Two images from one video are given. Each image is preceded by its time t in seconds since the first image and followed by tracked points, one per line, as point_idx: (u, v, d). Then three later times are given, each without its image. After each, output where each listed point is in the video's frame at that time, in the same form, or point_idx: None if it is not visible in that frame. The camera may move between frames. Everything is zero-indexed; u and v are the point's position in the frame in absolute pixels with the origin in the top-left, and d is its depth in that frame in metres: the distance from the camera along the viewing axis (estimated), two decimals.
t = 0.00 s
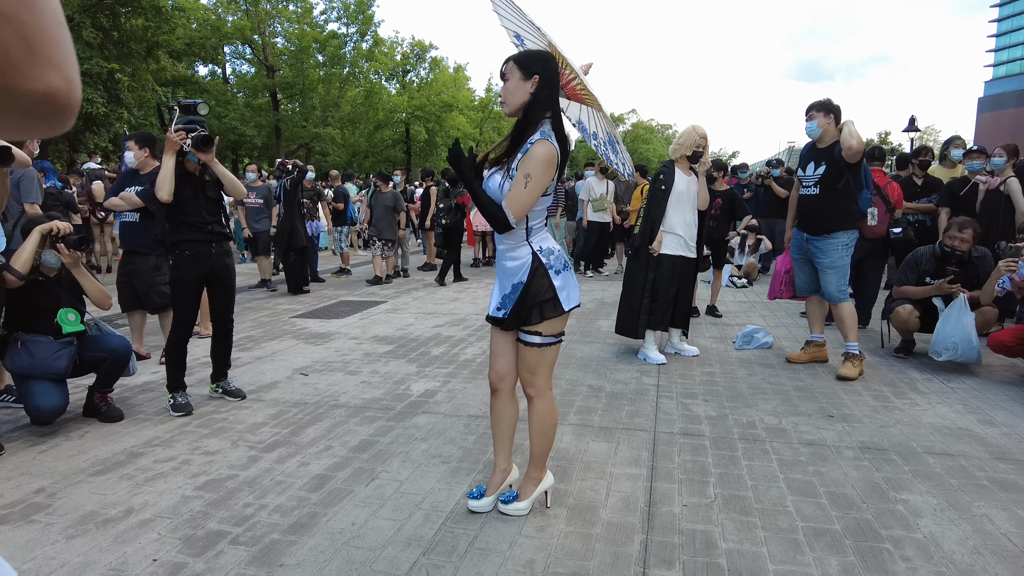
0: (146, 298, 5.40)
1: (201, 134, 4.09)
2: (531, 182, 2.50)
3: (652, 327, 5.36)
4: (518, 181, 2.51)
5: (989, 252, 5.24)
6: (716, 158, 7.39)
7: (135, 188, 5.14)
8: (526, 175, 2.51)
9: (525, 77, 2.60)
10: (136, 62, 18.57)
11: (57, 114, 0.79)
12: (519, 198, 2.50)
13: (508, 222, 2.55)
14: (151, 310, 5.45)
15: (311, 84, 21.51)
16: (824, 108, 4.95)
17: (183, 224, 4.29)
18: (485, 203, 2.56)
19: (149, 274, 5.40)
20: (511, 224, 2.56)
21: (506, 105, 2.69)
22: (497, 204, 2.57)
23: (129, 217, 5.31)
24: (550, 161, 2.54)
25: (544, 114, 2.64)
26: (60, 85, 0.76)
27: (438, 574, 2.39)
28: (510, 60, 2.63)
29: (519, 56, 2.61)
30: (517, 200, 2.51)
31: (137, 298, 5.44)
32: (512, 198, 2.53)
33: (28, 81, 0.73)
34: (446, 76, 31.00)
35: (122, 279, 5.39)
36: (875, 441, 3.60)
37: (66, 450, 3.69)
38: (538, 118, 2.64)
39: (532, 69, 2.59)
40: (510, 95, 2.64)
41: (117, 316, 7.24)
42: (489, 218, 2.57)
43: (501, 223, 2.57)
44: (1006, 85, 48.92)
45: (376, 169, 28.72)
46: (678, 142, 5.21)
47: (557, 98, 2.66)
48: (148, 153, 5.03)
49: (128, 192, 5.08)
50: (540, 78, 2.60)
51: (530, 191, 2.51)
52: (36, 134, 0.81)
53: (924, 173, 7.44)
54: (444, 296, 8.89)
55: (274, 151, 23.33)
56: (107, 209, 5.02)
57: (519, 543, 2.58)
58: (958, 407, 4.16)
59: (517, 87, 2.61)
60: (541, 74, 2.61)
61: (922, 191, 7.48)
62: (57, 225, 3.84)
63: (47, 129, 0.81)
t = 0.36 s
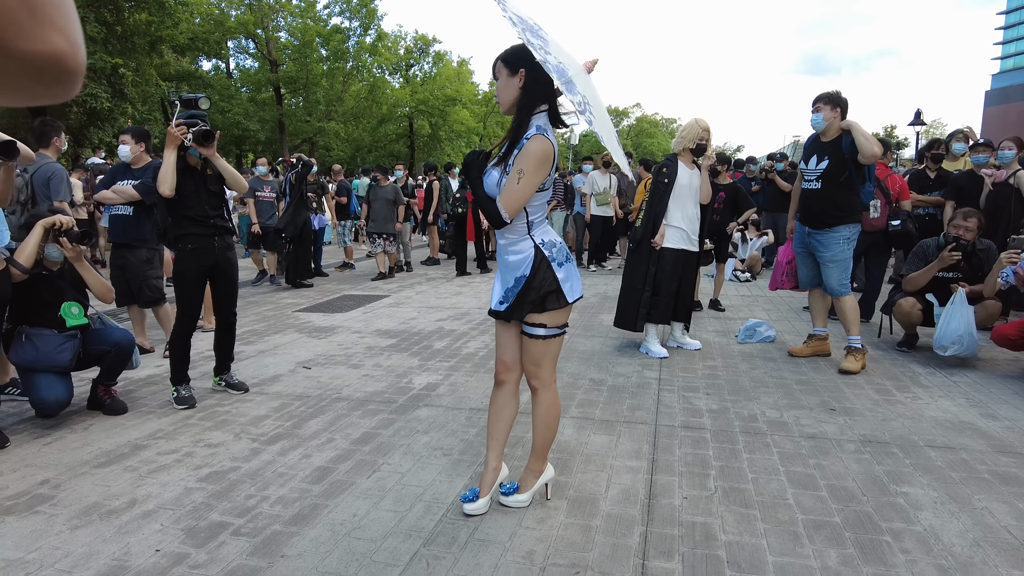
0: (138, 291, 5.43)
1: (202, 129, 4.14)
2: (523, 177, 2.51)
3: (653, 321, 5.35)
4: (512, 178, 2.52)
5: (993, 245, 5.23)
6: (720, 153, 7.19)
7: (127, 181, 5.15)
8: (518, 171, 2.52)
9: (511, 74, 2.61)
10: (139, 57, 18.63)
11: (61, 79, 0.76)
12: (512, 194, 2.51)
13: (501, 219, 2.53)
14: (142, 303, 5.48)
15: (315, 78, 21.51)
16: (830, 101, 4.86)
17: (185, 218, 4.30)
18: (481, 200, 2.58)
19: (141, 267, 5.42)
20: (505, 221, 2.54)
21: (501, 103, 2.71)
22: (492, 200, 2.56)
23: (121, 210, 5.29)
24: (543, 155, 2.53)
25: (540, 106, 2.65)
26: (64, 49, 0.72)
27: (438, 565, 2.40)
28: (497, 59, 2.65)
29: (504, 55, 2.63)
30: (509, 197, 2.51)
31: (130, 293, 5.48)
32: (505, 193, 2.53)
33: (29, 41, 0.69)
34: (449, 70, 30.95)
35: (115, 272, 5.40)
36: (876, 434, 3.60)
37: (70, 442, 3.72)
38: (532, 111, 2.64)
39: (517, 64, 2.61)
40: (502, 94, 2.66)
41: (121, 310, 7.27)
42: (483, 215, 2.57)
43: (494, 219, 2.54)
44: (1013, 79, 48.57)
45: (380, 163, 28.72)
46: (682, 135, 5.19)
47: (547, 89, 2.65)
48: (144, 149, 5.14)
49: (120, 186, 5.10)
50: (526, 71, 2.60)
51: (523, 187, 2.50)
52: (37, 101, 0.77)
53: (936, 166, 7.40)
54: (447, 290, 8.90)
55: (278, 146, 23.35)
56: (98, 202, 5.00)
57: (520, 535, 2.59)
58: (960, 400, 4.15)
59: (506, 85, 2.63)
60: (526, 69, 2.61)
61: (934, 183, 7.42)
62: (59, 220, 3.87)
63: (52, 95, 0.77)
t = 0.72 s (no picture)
0: (131, 284, 5.40)
1: (202, 125, 4.10)
2: (528, 173, 2.52)
3: (654, 316, 5.35)
4: (516, 173, 2.52)
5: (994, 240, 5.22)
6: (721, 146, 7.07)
7: (121, 176, 5.21)
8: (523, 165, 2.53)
9: (505, 73, 2.61)
10: (140, 52, 18.64)
11: (69, 72, 0.76)
12: (514, 187, 2.51)
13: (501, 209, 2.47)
14: (134, 299, 5.43)
15: (316, 73, 21.48)
16: (831, 96, 4.86)
17: (188, 214, 4.31)
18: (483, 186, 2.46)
19: (136, 260, 5.41)
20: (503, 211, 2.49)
21: (497, 102, 2.72)
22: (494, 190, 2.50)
23: (117, 206, 5.32)
24: (545, 152, 2.55)
25: (538, 101, 2.66)
26: (72, 42, 0.73)
27: (439, 559, 2.42)
28: (491, 59, 2.65)
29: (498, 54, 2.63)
30: (511, 189, 2.50)
31: (122, 284, 5.42)
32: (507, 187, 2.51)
33: (37, 34, 0.69)
34: (451, 65, 30.86)
35: (110, 266, 5.38)
36: (876, 429, 3.60)
37: (73, 436, 3.74)
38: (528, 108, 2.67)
39: (511, 63, 2.60)
40: (498, 93, 2.67)
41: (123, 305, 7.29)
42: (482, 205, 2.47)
43: (494, 210, 2.45)
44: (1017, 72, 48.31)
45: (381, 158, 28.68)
46: (682, 130, 5.21)
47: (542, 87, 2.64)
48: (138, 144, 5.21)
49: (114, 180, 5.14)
50: (519, 70, 2.59)
51: (528, 182, 2.53)
52: (45, 92, 0.78)
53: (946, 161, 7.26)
54: (449, 285, 8.91)
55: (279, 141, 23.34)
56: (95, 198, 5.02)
57: (520, 529, 2.61)
58: (961, 396, 4.16)
59: (500, 84, 2.63)
60: (520, 67, 2.60)
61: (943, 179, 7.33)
62: (62, 215, 3.87)
63: (58, 89, 0.78)
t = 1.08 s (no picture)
0: (131, 282, 5.43)
1: (198, 121, 4.11)
2: (531, 168, 2.53)
3: (651, 312, 5.34)
4: (519, 170, 2.52)
5: (992, 236, 5.21)
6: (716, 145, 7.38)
7: (113, 173, 5.19)
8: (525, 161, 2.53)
9: (499, 69, 2.62)
10: (139, 48, 18.64)
11: (28, 70, 0.76)
12: (518, 182, 2.51)
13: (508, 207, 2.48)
14: (135, 295, 5.50)
15: (316, 70, 21.22)
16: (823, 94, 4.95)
17: (184, 210, 4.31)
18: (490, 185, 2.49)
19: (134, 258, 5.43)
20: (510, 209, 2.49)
21: (491, 99, 2.72)
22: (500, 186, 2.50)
23: (111, 203, 5.27)
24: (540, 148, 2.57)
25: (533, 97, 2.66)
26: (33, 41, 0.74)
27: (431, 554, 2.42)
28: (483, 55, 2.66)
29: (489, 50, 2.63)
30: (517, 183, 2.51)
31: (122, 282, 5.45)
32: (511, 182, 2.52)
33: None
34: (450, 61, 30.77)
35: (108, 263, 5.39)
36: (871, 425, 3.61)
37: (70, 432, 3.74)
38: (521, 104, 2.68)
39: (503, 59, 2.60)
40: (491, 90, 2.68)
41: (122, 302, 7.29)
42: (488, 202, 2.48)
43: (500, 208, 2.47)
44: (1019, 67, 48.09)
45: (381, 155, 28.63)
46: (678, 126, 5.19)
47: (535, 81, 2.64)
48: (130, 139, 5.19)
49: (107, 177, 5.13)
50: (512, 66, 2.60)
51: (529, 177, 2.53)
52: (10, 90, 0.78)
53: (945, 157, 7.29)
54: (447, 282, 8.90)
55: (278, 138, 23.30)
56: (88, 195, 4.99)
57: (513, 524, 2.61)
58: (956, 392, 4.16)
59: (494, 81, 2.64)
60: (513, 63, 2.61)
61: (940, 175, 7.32)
62: (58, 211, 3.87)
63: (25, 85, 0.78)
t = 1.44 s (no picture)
0: (130, 279, 5.44)
1: (196, 119, 4.11)
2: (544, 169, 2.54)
3: (650, 310, 5.33)
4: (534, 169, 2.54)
5: (991, 234, 5.21)
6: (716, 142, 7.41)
7: (113, 171, 5.20)
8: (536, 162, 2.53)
9: (506, 63, 2.62)
10: (139, 45, 18.63)
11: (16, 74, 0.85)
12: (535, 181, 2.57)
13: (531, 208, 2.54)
14: (134, 292, 5.50)
15: (316, 66, 21.48)
16: (816, 93, 4.97)
17: (182, 208, 4.31)
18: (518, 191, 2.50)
19: (134, 255, 5.43)
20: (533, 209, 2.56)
21: (494, 93, 2.71)
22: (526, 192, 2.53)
23: (110, 200, 5.28)
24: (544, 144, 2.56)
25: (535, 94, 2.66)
26: (17, 48, 0.83)
27: (430, 552, 2.43)
28: (490, 48, 2.65)
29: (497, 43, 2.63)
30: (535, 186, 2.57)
31: (122, 280, 5.46)
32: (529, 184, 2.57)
33: None
34: (451, 58, 30.76)
35: (108, 261, 5.39)
36: (870, 423, 3.60)
37: (69, 430, 3.75)
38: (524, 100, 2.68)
39: (512, 54, 2.60)
40: (495, 83, 2.66)
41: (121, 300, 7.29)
42: (515, 205, 2.52)
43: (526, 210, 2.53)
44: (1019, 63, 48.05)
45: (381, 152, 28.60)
46: (676, 125, 5.18)
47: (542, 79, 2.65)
48: (129, 137, 5.20)
49: (107, 175, 5.14)
50: (521, 62, 2.61)
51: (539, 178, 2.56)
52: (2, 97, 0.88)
53: (944, 154, 7.22)
54: (447, 279, 8.89)
55: (278, 135, 23.26)
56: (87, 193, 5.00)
57: (511, 522, 2.62)
58: (956, 390, 4.16)
59: (500, 74, 2.63)
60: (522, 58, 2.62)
61: (939, 172, 7.31)
62: (57, 209, 3.89)
63: (10, 92, 0.87)
